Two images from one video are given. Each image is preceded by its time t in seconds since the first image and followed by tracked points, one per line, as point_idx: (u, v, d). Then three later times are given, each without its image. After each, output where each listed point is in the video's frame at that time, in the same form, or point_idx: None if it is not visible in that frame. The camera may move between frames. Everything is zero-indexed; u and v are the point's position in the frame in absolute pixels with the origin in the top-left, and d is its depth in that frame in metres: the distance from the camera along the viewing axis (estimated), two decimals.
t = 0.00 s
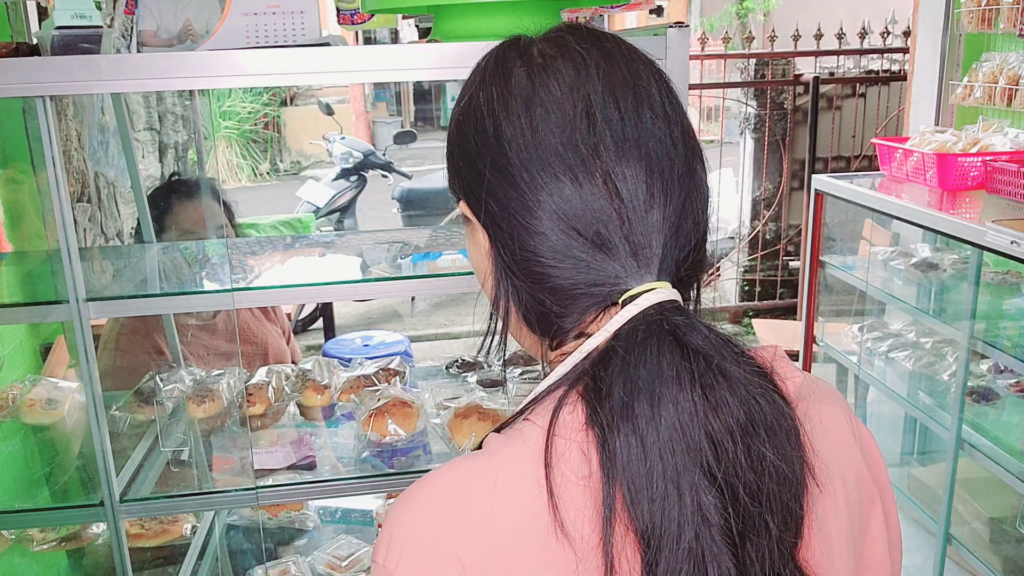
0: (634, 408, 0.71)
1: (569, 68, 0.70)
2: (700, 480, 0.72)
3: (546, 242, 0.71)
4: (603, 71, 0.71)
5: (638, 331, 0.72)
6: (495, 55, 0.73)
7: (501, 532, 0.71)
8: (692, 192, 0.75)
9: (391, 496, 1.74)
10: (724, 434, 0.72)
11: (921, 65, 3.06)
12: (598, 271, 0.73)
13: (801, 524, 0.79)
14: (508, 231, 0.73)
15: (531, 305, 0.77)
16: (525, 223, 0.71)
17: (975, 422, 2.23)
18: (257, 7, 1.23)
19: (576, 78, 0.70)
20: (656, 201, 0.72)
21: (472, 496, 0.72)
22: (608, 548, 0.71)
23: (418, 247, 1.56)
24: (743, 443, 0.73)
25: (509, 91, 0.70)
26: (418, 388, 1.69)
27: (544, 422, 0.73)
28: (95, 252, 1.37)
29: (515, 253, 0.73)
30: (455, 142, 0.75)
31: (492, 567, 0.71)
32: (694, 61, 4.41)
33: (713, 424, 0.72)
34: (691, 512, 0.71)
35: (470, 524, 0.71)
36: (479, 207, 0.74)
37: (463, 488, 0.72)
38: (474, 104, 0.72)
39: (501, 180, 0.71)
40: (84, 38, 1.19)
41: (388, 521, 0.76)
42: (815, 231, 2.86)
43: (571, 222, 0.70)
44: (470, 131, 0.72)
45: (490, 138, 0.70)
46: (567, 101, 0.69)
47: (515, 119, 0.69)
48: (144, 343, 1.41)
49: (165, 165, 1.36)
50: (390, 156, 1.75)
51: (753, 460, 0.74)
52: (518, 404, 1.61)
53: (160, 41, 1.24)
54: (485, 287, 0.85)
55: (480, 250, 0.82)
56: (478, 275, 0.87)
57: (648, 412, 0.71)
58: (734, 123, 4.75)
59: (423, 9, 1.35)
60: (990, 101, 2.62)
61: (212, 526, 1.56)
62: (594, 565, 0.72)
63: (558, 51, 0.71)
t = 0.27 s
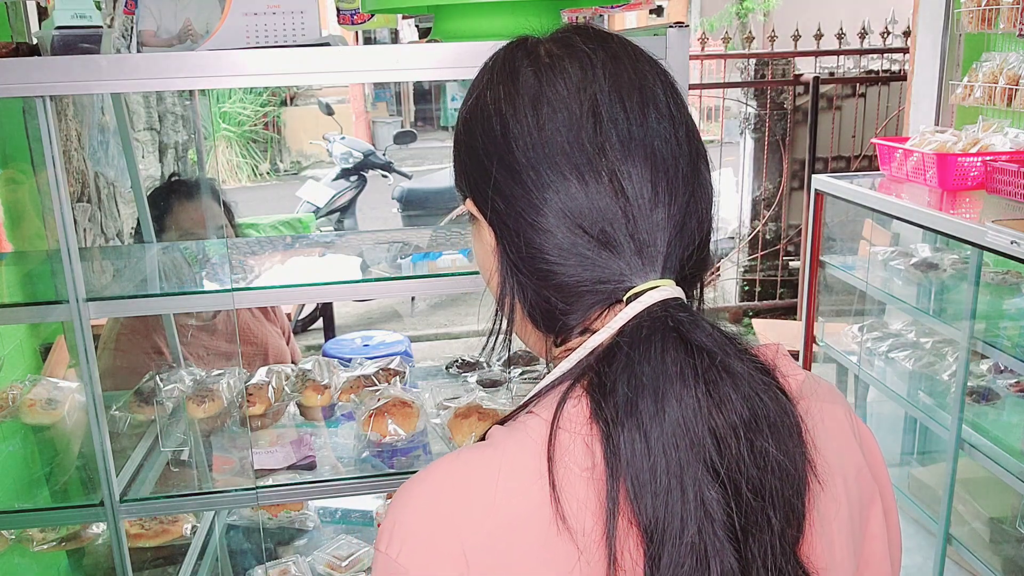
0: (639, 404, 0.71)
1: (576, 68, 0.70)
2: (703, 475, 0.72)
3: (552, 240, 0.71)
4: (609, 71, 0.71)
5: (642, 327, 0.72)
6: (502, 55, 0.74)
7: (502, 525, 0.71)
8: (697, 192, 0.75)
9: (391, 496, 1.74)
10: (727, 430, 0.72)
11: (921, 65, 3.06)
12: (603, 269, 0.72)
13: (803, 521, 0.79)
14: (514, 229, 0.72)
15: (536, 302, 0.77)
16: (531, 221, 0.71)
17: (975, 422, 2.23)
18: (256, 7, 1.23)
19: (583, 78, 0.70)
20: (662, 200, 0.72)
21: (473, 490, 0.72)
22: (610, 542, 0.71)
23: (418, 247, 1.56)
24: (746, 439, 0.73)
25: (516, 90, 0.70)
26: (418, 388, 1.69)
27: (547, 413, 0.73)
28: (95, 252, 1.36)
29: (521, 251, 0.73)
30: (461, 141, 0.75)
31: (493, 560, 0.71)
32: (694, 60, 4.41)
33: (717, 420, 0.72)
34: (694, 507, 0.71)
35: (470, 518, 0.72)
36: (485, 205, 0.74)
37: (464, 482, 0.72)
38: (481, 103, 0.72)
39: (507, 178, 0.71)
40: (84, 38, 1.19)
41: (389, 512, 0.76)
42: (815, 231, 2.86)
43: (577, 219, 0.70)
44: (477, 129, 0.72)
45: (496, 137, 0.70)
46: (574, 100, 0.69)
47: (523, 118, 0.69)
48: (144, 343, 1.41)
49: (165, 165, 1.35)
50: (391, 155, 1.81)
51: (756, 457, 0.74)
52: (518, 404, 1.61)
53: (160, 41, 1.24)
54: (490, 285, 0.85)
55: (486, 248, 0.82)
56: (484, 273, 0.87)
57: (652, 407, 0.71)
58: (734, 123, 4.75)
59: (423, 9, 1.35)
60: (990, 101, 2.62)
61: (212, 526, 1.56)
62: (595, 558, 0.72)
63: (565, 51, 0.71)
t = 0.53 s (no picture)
0: (639, 398, 0.70)
1: (577, 69, 0.70)
2: (702, 469, 0.71)
3: (553, 237, 0.71)
4: (610, 71, 0.71)
5: (642, 322, 0.72)
6: (503, 56, 0.74)
7: (502, 518, 0.71)
8: (697, 191, 0.75)
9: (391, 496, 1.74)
10: (727, 424, 0.72)
11: (921, 65, 3.06)
12: (604, 267, 0.72)
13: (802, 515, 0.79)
14: (515, 226, 0.72)
15: (537, 300, 0.77)
16: (533, 219, 0.71)
17: (975, 422, 2.23)
18: (256, 7, 1.23)
19: (584, 78, 0.70)
20: (662, 199, 0.72)
21: (473, 484, 0.72)
22: (609, 535, 0.71)
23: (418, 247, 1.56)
24: (745, 434, 0.73)
25: (518, 90, 0.70)
26: (418, 388, 1.69)
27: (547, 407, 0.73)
28: (95, 252, 1.36)
29: (522, 248, 0.73)
30: (463, 140, 0.75)
31: (492, 554, 0.71)
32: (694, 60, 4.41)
33: (716, 414, 0.72)
34: (693, 500, 0.71)
35: (471, 512, 0.71)
36: (486, 203, 0.74)
37: (464, 475, 0.72)
38: (483, 103, 0.72)
39: (509, 177, 0.71)
40: (84, 38, 1.19)
41: (390, 505, 0.75)
42: (815, 231, 2.86)
43: (577, 217, 0.70)
44: (479, 129, 0.72)
45: (498, 136, 0.70)
46: (575, 100, 0.69)
47: (524, 117, 0.69)
48: (144, 343, 1.41)
49: (165, 166, 1.35)
50: (391, 155, 1.84)
51: (755, 451, 0.74)
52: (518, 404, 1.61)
53: (160, 41, 1.24)
54: (492, 283, 0.85)
55: (487, 247, 0.82)
56: (485, 271, 0.87)
57: (653, 402, 0.71)
58: (734, 123, 4.75)
59: (423, 9, 1.35)
60: (990, 101, 2.62)
61: (212, 526, 1.56)
62: (595, 551, 0.72)
63: (566, 52, 0.71)
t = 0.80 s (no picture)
0: (635, 396, 0.70)
1: (574, 69, 0.70)
2: (698, 467, 0.71)
3: (550, 236, 0.71)
4: (606, 72, 0.71)
5: (638, 320, 0.72)
6: (500, 57, 0.74)
7: (499, 515, 0.71)
8: (693, 191, 0.75)
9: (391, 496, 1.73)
10: (722, 422, 0.72)
11: (921, 65, 3.06)
12: (600, 265, 0.72)
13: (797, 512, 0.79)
14: (512, 226, 0.73)
15: (534, 299, 0.77)
16: (529, 218, 0.71)
17: (975, 422, 2.23)
18: (256, 6, 1.22)
19: (581, 79, 0.70)
20: (658, 198, 0.72)
21: (473, 484, 0.71)
22: (605, 531, 0.72)
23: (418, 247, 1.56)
24: (740, 431, 0.73)
25: (514, 90, 0.70)
26: (418, 388, 1.69)
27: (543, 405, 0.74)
28: (95, 252, 1.37)
29: (519, 248, 0.73)
30: (461, 141, 0.75)
31: (491, 552, 0.71)
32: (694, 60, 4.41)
33: (711, 411, 0.72)
34: (688, 498, 0.71)
35: (470, 512, 0.71)
36: (483, 203, 0.74)
37: (460, 473, 0.72)
38: (480, 104, 0.72)
39: (505, 176, 0.71)
40: (84, 38, 1.19)
41: (388, 503, 0.75)
42: (815, 231, 2.85)
43: (574, 216, 0.70)
44: (476, 129, 0.73)
45: (495, 136, 0.71)
46: (571, 100, 0.69)
47: (521, 118, 0.69)
48: (144, 343, 1.41)
49: (166, 167, 1.35)
50: (390, 155, 1.76)
51: (750, 448, 0.74)
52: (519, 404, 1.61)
53: (160, 41, 1.24)
54: (489, 282, 0.85)
55: (485, 246, 0.82)
56: (482, 270, 0.87)
57: (648, 400, 0.70)
58: (734, 123, 4.75)
59: (423, 9, 1.35)
60: (990, 101, 2.62)
61: (212, 527, 1.56)
62: (591, 547, 0.72)
63: (563, 52, 0.72)
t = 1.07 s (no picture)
0: (632, 394, 0.71)
1: (569, 68, 0.70)
2: (696, 464, 0.71)
3: (545, 235, 0.71)
4: (601, 70, 0.71)
5: (635, 318, 0.72)
6: (495, 55, 0.74)
7: (497, 514, 0.71)
8: (687, 189, 0.75)
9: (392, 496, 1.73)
10: (719, 419, 0.72)
11: (921, 65, 3.06)
12: (595, 264, 0.73)
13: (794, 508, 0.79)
14: (508, 224, 0.73)
15: (529, 297, 0.77)
16: (525, 216, 0.71)
17: (975, 422, 2.23)
18: (256, 6, 1.22)
19: (576, 77, 0.70)
20: (653, 197, 0.72)
21: (473, 486, 0.71)
22: (605, 529, 0.71)
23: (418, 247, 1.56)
24: (736, 428, 0.73)
25: (510, 89, 0.70)
26: (418, 388, 1.69)
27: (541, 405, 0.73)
28: (95, 252, 1.37)
29: (515, 246, 0.73)
30: (456, 139, 0.75)
31: (491, 553, 0.71)
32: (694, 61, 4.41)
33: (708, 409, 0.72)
34: (686, 495, 0.71)
35: (469, 511, 0.71)
36: (479, 201, 0.74)
37: (458, 472, 0.72)
38: (475, 102, 0.72)
39: (502, 174, 0.70)
40: (85, 38, 1.19)
41: (384, 503, 0.74)
42: (815, 231, 2.85)
43: (569, 215, 0.70)
44: (471, 128, 0.72)
45: (491, 134, 0.70)
46: (567, 98, 0.69)
47: (517, 117, 0.69)
48: (144, 343, 1.41)
49: (166, 167, 1.35)
50: (391, 154, 1.74)
51: (747, 446, 0.74)
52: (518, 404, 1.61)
53: (160, 41, 1.24)
54: (485, 280, 0.85)
55: (480, 244, 0.82)
56: (478, 268, 0.87)
57: (645, 398, 0.71)
58: (734, 123, 4.74)
59: (423, 9, 1.35)
60: (990, 101, 2.62)
61: (212, 527, 1.56)
62: (592, 548, 0.72)
63: (558, 51, 0.71)
